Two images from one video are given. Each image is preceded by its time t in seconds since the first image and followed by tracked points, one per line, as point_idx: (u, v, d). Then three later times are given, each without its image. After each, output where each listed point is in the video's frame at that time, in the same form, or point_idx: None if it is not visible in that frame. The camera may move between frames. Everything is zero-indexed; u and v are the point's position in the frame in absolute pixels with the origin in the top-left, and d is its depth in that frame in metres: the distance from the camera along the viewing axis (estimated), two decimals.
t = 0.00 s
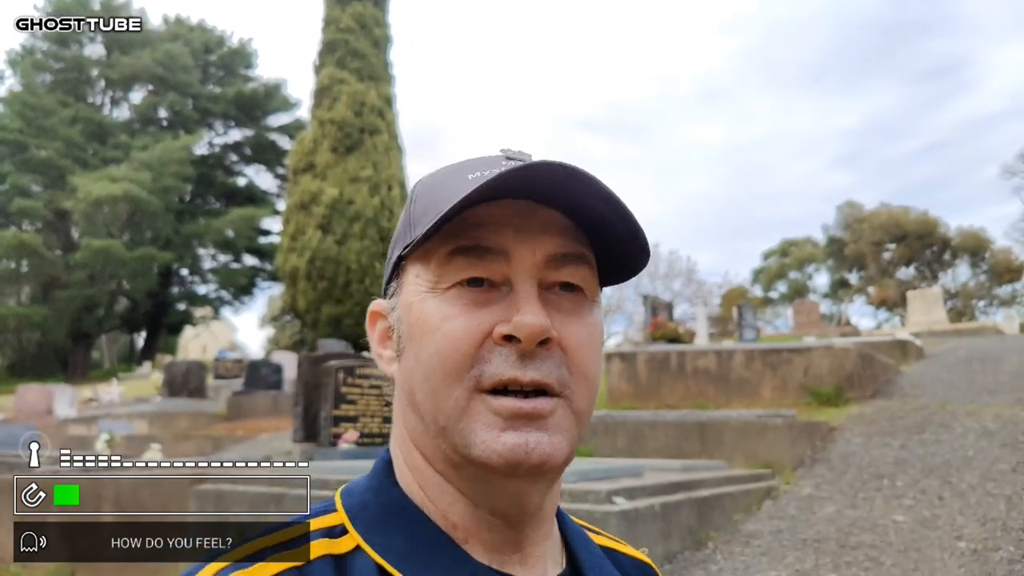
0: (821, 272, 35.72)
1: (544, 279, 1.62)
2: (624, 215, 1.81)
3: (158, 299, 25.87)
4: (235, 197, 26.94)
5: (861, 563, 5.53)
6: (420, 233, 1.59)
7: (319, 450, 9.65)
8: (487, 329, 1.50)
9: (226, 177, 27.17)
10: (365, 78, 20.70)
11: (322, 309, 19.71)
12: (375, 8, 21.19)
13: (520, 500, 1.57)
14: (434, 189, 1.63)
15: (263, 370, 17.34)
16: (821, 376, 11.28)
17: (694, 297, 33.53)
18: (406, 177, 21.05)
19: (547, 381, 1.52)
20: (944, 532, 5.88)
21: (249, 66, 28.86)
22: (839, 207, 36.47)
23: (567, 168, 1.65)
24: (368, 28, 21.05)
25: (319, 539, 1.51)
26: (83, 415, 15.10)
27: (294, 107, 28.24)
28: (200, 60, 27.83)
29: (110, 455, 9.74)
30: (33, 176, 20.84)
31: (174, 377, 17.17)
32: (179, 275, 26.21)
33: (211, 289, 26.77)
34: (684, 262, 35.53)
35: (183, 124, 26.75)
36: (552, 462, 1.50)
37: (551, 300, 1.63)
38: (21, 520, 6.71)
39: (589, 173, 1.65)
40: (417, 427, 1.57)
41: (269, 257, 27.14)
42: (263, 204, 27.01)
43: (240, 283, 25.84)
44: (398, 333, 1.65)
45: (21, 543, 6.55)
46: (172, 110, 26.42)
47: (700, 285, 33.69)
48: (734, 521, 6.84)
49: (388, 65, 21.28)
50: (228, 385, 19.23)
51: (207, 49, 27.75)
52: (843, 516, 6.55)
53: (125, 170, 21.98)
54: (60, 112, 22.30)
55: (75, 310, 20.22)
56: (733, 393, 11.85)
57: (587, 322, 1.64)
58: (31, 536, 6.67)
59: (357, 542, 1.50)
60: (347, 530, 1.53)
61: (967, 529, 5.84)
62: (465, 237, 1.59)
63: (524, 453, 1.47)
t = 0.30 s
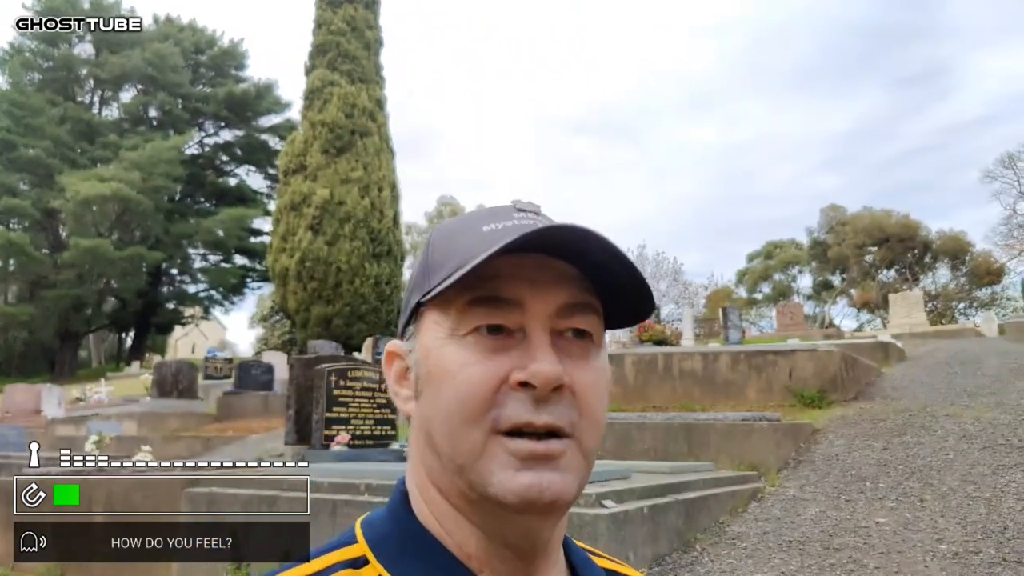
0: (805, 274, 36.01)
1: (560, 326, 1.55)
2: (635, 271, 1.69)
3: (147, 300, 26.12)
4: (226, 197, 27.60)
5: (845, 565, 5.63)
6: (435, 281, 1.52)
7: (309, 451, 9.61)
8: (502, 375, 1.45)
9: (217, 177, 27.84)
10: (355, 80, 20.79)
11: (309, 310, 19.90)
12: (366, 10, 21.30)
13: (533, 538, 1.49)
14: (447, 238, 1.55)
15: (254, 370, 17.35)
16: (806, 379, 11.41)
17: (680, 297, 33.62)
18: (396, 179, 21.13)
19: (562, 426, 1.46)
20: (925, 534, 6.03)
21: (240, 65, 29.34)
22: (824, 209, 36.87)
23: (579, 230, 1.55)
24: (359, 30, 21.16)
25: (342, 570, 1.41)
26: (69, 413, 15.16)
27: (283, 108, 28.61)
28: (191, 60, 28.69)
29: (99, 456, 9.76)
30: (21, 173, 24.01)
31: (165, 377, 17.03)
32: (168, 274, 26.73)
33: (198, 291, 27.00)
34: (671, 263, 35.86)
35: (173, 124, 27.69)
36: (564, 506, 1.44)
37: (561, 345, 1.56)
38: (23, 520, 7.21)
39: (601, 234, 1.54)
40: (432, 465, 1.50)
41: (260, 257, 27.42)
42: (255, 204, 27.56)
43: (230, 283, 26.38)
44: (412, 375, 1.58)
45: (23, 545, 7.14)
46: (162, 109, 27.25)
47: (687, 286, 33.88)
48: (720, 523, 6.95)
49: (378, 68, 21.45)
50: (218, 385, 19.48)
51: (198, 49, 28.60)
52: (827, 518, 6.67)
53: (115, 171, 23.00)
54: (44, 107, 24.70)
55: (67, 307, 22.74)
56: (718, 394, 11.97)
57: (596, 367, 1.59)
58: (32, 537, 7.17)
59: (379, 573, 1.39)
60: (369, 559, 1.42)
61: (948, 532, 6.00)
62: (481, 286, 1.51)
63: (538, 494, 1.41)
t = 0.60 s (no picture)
0: (784, 275, 36.30)
1: (566, 328, 1.56)
2: (643, 273, 1.71)
3: (118, 297, 25.80)
4: (200, 193, 27.26)
5: (824, 566, 5.63)
6: (440, 280, 1.50)
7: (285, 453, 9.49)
8: (512, 376, 1.43)
9: (190, 173, 27.50)
10: (333, 76, 20.60)
11: (286, 308, 19.70)
12: (344, 5, 21.08)
13: (534, 544, 1.47)
14: (452, 238, 1.53)
15: (229, 370, 17.12)
16: (785, 380, 11.48)
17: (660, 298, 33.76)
18: (374, 176, 20.97)
19: (571, 428, 1.45)
20: (904, 535, 6.06)
21: (214, 59, 29.04)
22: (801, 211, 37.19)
23: (591, 228, 1.55)
24: (337, 26, 20.95)
25: None
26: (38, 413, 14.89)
27: (259, 103, 28.32)
28: (164, 54, 28.30)
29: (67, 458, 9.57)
30: None
31: (136, 378, 16.70)
32: (141, 272, 26.33)
33: (171, 290, 26.61)
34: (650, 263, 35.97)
35: (146, 119, 27.21)
36: (572, 507, 1.43)
37: (567, 347, 1.56)
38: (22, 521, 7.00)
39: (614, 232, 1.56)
40: (434, 469, 1.47)
41: (234, 255, 27.11)
42: (230, 200, 27.26)
43: (205, 281, 26.05)
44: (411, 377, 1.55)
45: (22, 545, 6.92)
46: (134, 104, 26.91)
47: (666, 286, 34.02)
48: (702, 525, 6.93)
49: (356, 63, 21.26)
50: (192, 385, 19.25)
51: (172, 42, 28.27)
52: (807, 519, 6.69)
53: (84, 166, 22.65)
54: (13, 102, 24.38)
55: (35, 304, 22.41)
56: (699, 395, 11.99)
57: (601, 370, 1.59)
58: (31, 537, 6.93)
59: None
60: (364, 569, 1.39)
61: (927, 533, 6.05)
62: (488, 286, 1.50)
63: (549, 496, 1.39)
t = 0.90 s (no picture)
0: (771, 275, 36.49)
1: (566, 328, 1.56)
2: (644, 273, 1.74)
3: (103, 296, 25.65)
4: (187, 190, 27.13)
5: (810, 566, 5.65)
6: (442, 276, 1.49)
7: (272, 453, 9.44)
8: (516, 371, 1.42)
9: (177, 171, 27.33)
10: (322, 74, 20.52)
11: (274, 308, 19.63)
12: (334, 4, 20.99)
13: (529, 543, 1.46)
14: (454, 235, 1.53)
15: (215, 370, 17.02)
16: (773, 380, 11.54)
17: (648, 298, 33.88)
18: (362, 175, 20.93)
19: (573, 426, 1.45)
20: (890, 535, 6.10)
21: (202, 56, 28.90)
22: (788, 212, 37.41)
23: (599, 225, 1.58)
24: (327, 24, 20.86)
25: None
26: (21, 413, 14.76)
27: (246, 101, 28.20)
28: (151, 50, 28.11)
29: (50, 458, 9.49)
30: None
31: (121, 378, 16.56)
32: (126, 271, 26.12)
33: (157, 289, 26.46)
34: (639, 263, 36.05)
35: (132, 116, 26.99)
36: (571, 504, 1.42)
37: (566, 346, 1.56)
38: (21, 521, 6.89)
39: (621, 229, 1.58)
40: (430, 467, 1.46)
41: (221, 254, 26.98)
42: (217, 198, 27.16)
43: (191, 280, 25.93)
44: (406, 373, 1.54)
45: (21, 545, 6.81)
46: (119, 101, 26.74)
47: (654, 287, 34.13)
48: (689, 525, 6.94)
49: (346, 61, 21.19)
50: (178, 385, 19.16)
51: (159, 39, 28.09)
52: (794, 519, 6.72)
53: (68, 163, 22.44)
54: None
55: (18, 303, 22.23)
56: (687, 395, 12.02)
57: (601, 370, 1.59)
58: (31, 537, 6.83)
59: None
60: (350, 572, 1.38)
61: (912, 533, 6.09)
62: (492, 282, 1.50)
63: (551, 493, 1.38)
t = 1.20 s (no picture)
0: (763, 276, 36.62)
1: (556, 325, 1.56)
2: (636, 267, 1.74)
3: (93, 296, 25.57)
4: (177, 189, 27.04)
5: (799, 566, 5.67)
6: (430, 270, 1.49)
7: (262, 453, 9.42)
8: (505, 369, 1.42)
9: (168, 169, 27.21)
10: (313, 73, 20.46)
11: (264, 308, 19.59)
12: (325, 2, 20.92)
13: (517, 543, 1.46)
14: (442, 229, 1.53)
15: (206, 370, 16.97)
16: (763, 380, 11.58)
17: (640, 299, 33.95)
18: (354, 175, 20.89)
19: (563, 424, 1.45)
20: (878, 534, 6.13)
21: (192, 54, 28.82)
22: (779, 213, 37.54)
23: (591, 220, 1.59)
24: (318, 22, 20.78)
25: None
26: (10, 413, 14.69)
27: (238, 99, 28.10)
28: (141, 48, 27.99)
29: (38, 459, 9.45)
30: None
31: (110, 377, 16.53)
32: (116, 270, 25.98)
33: (147, 288, 26.35)
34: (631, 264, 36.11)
35: (122, 115, 26.93)
36: (561, 504, 1.42)
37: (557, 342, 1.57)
38: (21, 521, 6.86)
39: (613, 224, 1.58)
40: (417, 465, 1.46)
41: (211, 253, 26.92)
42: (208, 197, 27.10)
43: (182, 279, 25.86)
44: (394, 369, 1.54)
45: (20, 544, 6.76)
46: (109, 99, 26.61)
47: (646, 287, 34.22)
48: (679, 525, 6.96)
49: (337, 60, 21.14)
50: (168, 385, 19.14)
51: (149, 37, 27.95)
52: (782, 518, 6.75)
53: (57, 162, 22.36)
54: None
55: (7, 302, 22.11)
56: (677, 394, 12.04)
57: (591, 366, 1.59)
58: (31, 537, 6.80)
59: None
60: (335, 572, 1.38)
61: (900, 532, 6.11)
62: (482, 278, 1.50)
63: (538, 493, 1.38)
